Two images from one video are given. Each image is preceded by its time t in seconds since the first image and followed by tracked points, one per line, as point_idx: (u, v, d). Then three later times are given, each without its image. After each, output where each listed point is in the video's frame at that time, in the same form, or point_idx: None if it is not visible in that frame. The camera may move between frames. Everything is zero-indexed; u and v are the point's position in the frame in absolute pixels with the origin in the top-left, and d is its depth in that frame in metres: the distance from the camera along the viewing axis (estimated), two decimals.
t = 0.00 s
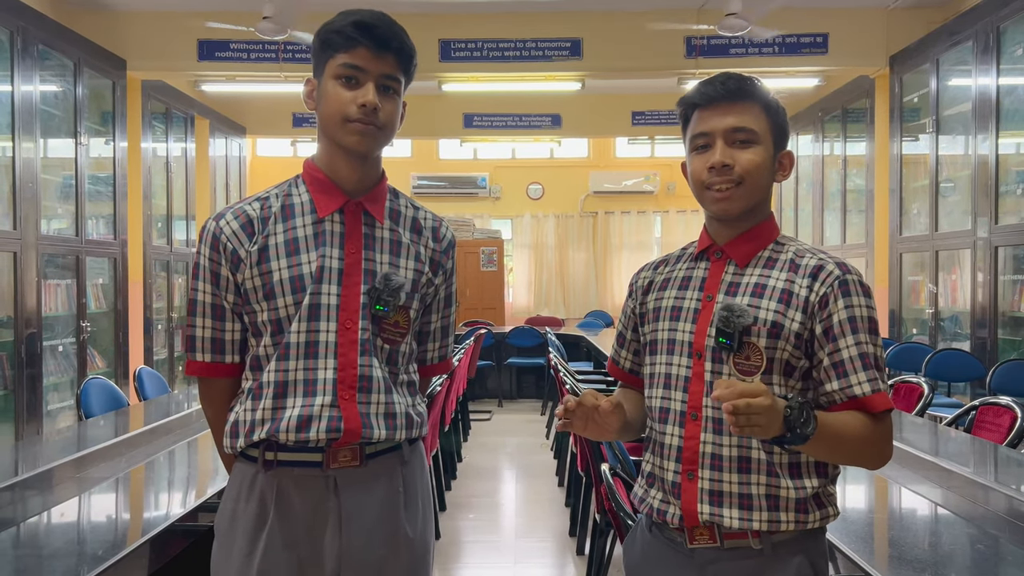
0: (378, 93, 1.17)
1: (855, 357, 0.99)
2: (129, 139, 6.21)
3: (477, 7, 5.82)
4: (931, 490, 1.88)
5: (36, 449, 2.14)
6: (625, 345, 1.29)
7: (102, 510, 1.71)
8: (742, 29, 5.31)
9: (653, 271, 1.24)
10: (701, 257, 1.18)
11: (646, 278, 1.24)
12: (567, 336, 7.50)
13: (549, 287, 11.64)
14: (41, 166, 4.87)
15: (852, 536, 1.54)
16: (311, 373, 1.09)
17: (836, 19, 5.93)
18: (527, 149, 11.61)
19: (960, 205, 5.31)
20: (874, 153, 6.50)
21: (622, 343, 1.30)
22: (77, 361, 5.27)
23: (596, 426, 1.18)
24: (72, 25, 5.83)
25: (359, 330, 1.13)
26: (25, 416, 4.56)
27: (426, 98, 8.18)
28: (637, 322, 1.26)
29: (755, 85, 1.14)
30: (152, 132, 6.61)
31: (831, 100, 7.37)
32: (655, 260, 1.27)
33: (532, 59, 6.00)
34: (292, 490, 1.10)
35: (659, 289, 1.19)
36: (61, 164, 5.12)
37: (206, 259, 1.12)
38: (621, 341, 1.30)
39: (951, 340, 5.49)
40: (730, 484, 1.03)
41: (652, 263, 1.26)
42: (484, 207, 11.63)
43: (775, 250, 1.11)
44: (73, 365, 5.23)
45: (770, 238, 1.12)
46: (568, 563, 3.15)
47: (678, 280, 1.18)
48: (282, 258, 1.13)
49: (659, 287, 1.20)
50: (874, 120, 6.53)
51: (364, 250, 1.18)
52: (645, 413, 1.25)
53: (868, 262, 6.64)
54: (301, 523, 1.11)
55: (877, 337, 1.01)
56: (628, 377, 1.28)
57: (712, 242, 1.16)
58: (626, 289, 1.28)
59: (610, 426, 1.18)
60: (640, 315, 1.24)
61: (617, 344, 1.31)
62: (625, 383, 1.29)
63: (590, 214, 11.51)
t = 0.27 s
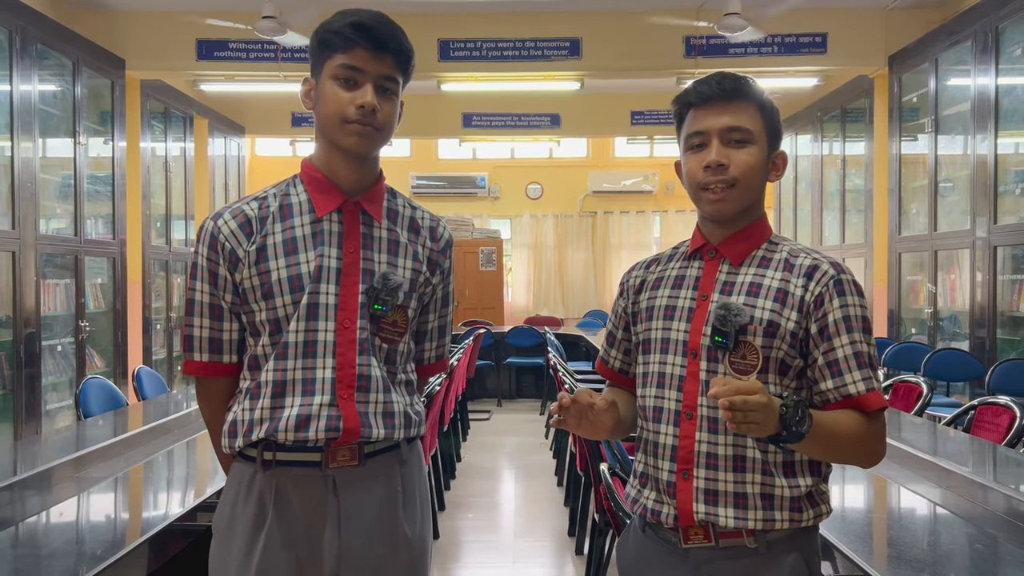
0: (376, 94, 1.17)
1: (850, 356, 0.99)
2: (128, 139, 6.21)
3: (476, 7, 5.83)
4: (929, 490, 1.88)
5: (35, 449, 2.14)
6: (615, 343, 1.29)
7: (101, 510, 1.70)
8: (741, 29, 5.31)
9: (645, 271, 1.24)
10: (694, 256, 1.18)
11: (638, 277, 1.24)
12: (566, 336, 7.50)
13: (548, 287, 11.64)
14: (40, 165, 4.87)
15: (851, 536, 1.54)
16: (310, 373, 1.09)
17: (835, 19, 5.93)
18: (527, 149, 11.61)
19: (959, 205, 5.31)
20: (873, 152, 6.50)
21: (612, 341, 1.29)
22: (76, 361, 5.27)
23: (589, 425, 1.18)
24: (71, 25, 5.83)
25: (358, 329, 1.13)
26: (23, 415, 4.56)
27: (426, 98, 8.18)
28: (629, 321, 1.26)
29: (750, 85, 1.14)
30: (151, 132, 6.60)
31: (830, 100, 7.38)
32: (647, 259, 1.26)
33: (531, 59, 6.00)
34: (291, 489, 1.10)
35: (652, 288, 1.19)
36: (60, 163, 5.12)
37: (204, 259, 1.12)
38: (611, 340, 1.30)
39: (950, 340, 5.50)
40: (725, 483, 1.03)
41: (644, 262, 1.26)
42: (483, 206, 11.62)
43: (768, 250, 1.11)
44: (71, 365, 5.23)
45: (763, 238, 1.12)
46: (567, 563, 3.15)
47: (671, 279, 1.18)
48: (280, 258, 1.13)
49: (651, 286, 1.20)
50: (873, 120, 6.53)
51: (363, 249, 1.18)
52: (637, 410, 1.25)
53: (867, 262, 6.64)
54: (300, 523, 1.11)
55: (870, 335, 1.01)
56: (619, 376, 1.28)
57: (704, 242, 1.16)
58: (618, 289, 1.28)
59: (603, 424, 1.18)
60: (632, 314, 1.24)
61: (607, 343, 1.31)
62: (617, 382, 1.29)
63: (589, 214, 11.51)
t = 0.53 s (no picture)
0: (374, 96, 1.17)
1: (843, 355, 0.99)
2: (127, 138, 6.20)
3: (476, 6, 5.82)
4: (929, 489, 1.88)
5: (33, 449, 2.13)
6: (608, 345, 1.29)
7: (100, 510, 1.70)
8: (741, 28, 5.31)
9: (638, 271, 1.24)
10: (687, 256, 1.18)
11: (631, 278, 1.24)
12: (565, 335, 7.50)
13: (548, 287, 11.65)
14: (39, 165, 4.87)
15: (850, 535, 1.54)
16: (308, 372, 1.09)
17: (835, 18, 5.93)
18: (526, 149, 11.61)
19: (958, 204, 5.31)
20: (872, 152, 6.50)
21: (605, 343, 1.29)
22: (74, 360, 5.26)
23: (583, 429, 1.17)
24: (70, 24, 5.83)
25: (356, 328, 1.13)
26: (22, 415, 4.56)
27: (425, 98, 8.18)
28: (623, 322, 1.26)
29: (744, 86, 1.14)
30: (150, 131, 6.60)
31: (829, 99, 7.38)
32: (640, 260, 1.26)
33: (530, 58, 5.99)
34: (289, 489, 1.10)
35: (645, 288, 1.19)
36: (59, 163, 5.11)
37: (202, 258, 1.12)
38: (605, 341, 1.29)
39: (950, 339, 5.50)
40: (719, 482, 1.03)
41: (637, 262, 1.26)
42: (483, 206, 11.62)
43: (761, 250, 1.11)
44: (70, 365, 5.22)
45: (753, 238, 1.12)
46: (566, 563, 3.15)
47: (664, 279, 1.18)
48: (278, 257, 1.13)
49: (644, 287, 1.20)
50: (872, 120, 6.53)
51: (361, 249, 1.18)
52: (630, 411, 1.25)
53: (866, 261, 6.65)
54: (298, 522, 1.11)
55: (862, 332, 1.01)
56: (612, 377, 1.28)
57: (697, 241, 1.16)
58: (610, 290, 1.27)
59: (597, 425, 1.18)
60: (625, 315, 1.24)
61: (600, 345, 1.31)
62: (610, 383, 1.29)
63: (588, 214, 11.51)
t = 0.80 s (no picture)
0: (372, 99, 1.17)
1: (837, 353, 0.99)
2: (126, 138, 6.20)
3: (475, 5, 5.82)
4: (927, 488, 1.89)
5: (32, 449, 2.13)
6: (604, 344, 1.28)
7: (99, 510, 1.70)
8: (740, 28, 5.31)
9: (633, 270, 1.23)
10: (682, 255, 1.18)
11: (626, 277, 1.23)
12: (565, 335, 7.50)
13: (547, 286, 11.65)
14: (38, 164, 4.87)
15: (849, 534, 1.54)
16: (305, 372, 1.09)
17: (834, 18, 5.94)
18: (525, 148, 11.61)
19: (957, 204, 5.31)
20: (871, 152, 6.51)
21: (599, 342, 1.29)
22: (73, 359, 5.25)
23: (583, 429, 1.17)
24: (69, 24, 5.82)
25: (354, 328, 1.13)
26: (21, 414, 4.56)
27: (424, 97, 8.18)
28: (617, 322, 1.25)
29: (747, 88, 1.13)
30: (149, 130, 6.59)
31: (828, 99, 7.38)
32: (634, 259, 1.26)
33: (529, 58, 5.99)
34: (287, 488, 1.10)
35: (640, 288, 1.19)
36: (58, 162, 5.11)
37: (199, 258, 1.12)
38: (599, 341, 1.29)
39: (948, 339, 5.50)
40: (715, 480, 1.04)
41: (632, 261, 1.25)
42: (482, 206, 11.62)
43: (757, 249, 1.11)
44: (69, 364, 5.21)
45: (748, 239, 1.12)
46: (566, 562, 3.15)
47: (660, 279, 1.17)
48: (276, 257, 1.13)
49: (640, 286, 1.20)
50: (871, 120, 6.53)
51: (359, 248, 1.18)
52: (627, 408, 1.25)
53: (865, 261, 6.65)
54: (296, 522, 1.11)
55: (856, 330, 1.01)
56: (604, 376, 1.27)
57: (693, 241, 1.16)
58: (604, 288, 1.27)
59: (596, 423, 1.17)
60: (620, 315, 1.23)
61: (595, 344, 1.30)
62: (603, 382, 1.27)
63: (587, 213, 11.51)
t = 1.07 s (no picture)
0: (372, 94, 1.17)
1: (838, 354, 0.99)
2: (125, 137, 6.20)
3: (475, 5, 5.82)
4: (926, 488, 1.89)
5: (32, 448, 2.13)
6: (598, 338, 1.24)
7: (98, 509, 1.70)
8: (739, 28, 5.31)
9: (634, 266, 1.22)
10: (684, 253, 1.17)
11: (625, 273, 1.22)
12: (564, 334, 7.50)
13: (546, 286, 11.65)
14: (37, 164, 4.87)
15: (848, 534, 1.54)
16: (305, 372, 1.09)
17: (833, 17, 5.94)
18: (525, 148, 11.61)
19: (956, 203, 5.31)
20: (870, 151, 6.51)
21: (593, 334, 1.24)
22: (73, 359, 5.25)
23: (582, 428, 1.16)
24: (69, 24, 5.82)
25: (353, 327, 1.13)
26: (21, 414, 4.56)
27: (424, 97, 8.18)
28: (613, 317, 1.22)
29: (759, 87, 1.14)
30: (149, 130, 6.59)
31: (827, 98, 7.38)
32: (634, 255, 1.24)
33: (529, 57, 6.00)
34: (285, 488, 1.10)
35: (642, 284, 1.18)
36: (58, 162, 5.11)
37: (199, 258, 1.12)
38: (595, 335, 1.24)
39: (948, 338, 5.51)
40: (713, 478, 1.04)
41: (631, 257, 1.24)
42: (481, 205, 11.62)
43: (760, 250, 1.12)
44: (68, 364, 5.21)
45: (751, 240, 1.13)
46: (565, 561, 3.15)
47: (662, 276, 1.17)
48: (275, 257, 1.13)
49: (641, 282, 1.18)
50: (870, 119, 6.53)
51: (359, 247, 1.18)
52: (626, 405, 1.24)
53: (864, 260, 6.66)
54: (295, 521, 1.11)
55: (859, 330, 1.01)
56: (596, 370, 1.23)
57: (695, 238, 1.17)
58: (601, 282, 1.25)
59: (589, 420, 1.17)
60: (618, 310, 1.21)
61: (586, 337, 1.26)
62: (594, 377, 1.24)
63: (587, 213, 11.52)
